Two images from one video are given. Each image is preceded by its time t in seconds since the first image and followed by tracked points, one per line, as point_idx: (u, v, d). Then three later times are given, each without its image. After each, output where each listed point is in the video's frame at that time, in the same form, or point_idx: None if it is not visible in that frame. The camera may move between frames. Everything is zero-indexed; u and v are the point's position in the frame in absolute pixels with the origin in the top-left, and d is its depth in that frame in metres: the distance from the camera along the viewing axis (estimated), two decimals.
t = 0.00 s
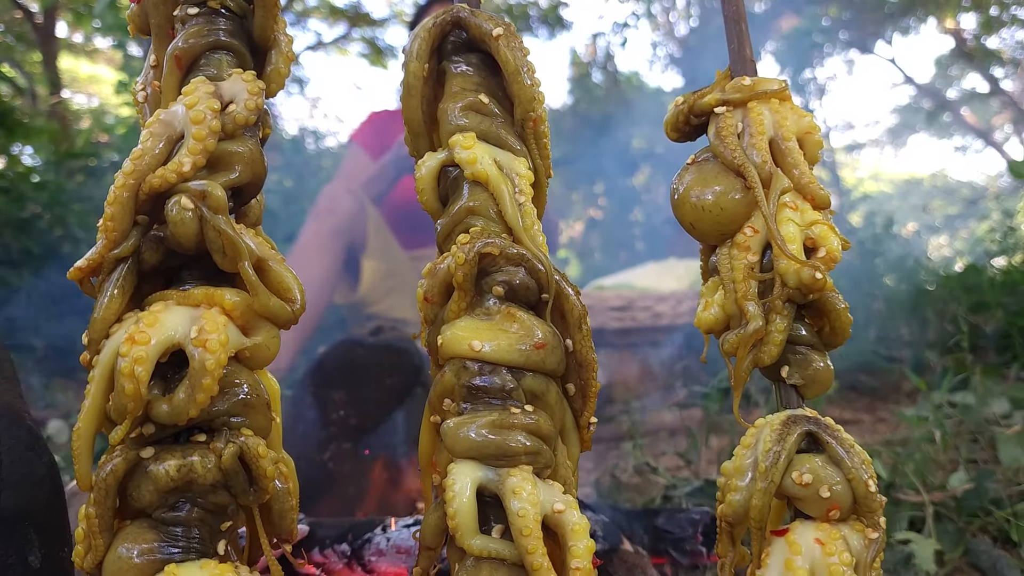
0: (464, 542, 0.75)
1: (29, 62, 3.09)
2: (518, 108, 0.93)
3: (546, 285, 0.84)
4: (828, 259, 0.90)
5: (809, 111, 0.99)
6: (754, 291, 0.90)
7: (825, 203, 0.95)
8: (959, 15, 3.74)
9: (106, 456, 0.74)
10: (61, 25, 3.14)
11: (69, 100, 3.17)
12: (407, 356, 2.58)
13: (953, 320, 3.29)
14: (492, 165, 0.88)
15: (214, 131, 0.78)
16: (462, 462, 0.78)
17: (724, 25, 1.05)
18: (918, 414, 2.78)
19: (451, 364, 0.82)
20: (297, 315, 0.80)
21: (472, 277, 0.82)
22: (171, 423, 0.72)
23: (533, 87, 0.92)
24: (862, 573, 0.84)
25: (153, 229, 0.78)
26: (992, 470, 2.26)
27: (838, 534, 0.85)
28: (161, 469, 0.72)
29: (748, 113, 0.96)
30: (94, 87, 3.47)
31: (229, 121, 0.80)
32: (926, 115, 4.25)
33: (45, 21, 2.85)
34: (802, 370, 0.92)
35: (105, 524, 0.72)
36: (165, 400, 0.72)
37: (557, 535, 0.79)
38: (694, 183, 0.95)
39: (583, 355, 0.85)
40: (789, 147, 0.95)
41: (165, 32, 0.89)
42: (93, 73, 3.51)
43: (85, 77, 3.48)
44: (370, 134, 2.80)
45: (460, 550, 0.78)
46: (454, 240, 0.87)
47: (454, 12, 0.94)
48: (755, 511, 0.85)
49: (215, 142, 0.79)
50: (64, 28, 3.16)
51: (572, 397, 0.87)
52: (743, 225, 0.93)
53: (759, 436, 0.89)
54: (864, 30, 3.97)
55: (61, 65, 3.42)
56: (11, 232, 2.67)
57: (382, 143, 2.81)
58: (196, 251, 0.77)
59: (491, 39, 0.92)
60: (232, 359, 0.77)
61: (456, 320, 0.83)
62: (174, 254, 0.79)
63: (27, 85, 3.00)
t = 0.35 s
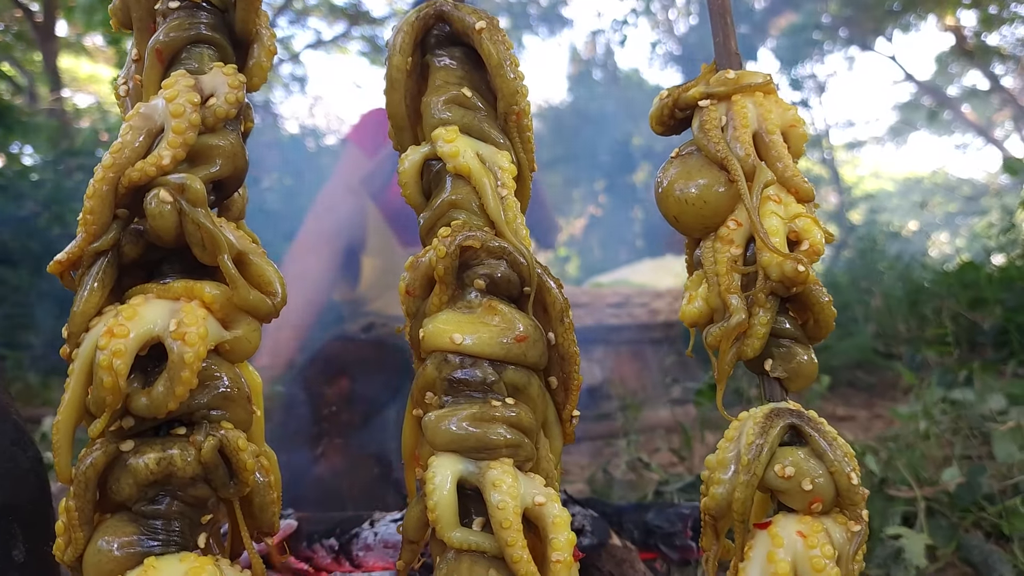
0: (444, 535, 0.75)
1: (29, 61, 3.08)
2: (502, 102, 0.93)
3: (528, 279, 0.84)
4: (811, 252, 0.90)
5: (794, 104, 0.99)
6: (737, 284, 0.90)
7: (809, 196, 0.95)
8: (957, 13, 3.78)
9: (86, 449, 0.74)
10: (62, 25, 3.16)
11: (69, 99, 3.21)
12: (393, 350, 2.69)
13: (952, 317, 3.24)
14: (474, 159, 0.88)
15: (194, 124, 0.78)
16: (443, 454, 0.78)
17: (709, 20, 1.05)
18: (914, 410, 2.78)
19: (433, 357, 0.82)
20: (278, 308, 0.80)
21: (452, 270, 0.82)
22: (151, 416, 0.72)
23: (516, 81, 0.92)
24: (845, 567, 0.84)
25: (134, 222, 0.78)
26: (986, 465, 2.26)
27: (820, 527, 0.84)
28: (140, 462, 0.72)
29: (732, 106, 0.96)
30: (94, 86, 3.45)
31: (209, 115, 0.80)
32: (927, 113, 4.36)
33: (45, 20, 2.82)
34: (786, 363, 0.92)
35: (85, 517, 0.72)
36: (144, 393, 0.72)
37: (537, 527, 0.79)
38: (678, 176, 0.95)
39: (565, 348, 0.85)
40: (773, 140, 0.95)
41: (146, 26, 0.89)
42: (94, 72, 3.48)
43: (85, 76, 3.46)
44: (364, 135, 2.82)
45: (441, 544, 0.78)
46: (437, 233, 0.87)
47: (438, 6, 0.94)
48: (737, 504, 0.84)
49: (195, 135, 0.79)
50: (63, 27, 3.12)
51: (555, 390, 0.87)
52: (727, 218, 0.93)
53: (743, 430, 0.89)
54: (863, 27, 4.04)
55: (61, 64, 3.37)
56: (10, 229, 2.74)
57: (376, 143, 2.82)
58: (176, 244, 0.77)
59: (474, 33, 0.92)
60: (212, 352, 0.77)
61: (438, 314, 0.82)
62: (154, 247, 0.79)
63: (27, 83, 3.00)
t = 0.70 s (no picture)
0: (432, 528, 0.75)
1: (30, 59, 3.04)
2: (491, 96, 0.93)
3: (517, 273, 0.84)
4: (801, 246, 0.90)
5: (785, 99, 0.99)
6: (727, 278, 0.90)
7: (799, 190, 0.95)
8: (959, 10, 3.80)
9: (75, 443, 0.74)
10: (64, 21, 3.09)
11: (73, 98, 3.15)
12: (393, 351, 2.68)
13: (951, 313, 3.24)
14: (464, 153, 0.88)
15: (182, 118, 0.78)
16: (431, 448, 0.78)
17: (701, 15, 1.05)
18: (912, 407, 2.79)
19: (421, 351, 0.82)
20: (267, 303, 0.81)
21: (441, 264, 0.82)
22: (138, 410, 0.72)
23: (506, 75, 0.92)
24: (833, 561, 0.84)
25: (122, 216, 0.78)
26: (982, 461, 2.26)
27: (809, 521, 0.84)
28: (128, 456, 0.72)
29: (722, 100, 0.96)
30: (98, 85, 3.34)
31: (198, 109, 0.80)
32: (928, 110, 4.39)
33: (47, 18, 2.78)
34: (775, 358, 0.92)
35: (73, 511, 0.73)
36: (131, 387, 0.72)
37: (525, 521, 0.79)
38: (668, 170, 0.95)
39: (554, 342, 0.86)
40: (763, 134, 0.95)
41: (136, 21, 0.89)
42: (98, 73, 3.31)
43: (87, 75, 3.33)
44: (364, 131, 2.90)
45: (429, 538, 0.79)
46: (426, 227, 0.87)
47: None
48: (727, 498, 0.84)
49: (184, 130, 0.79)
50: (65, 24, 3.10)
51: (544, 384, 0.88)
52: (716, 213, 0.93)
53: (732, 424, 0.89)
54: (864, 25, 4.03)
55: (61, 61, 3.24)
56: (11, 227, 2.74)
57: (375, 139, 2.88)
58: (164, 238, 0.77)
59: (464, 27, 0.92)
60: (201, 346, 0.77)
61: (427, 308, 0.83)
62: (143, 241, 0.79)
63: (29, 81, 3.00)
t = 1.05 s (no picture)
0: (418, 525, 0.75)
1: (34, 58, 2.99)
2: (480, 93, 0.93)
3: (504, 270, 0.85)
4: (788, 243, 0.90)
5: (774, 96, 0.99)
6: (715, 276, 0.90)
7: (787, 187, 0.95)
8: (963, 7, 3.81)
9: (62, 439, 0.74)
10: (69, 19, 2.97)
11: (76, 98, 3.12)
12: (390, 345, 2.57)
13: (951, 310, 3.25)
14: (451, 150, 0.88)
15: (169, 116, 0.78)
16: (417, 445, 0.78)
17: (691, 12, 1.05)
18: (910, 404, 2.79)
19: (409, 348, 0.83)
20: (253, 300, 0.81)
21: (428, 262, 0.82)
22: (125, 406, 0.73)
23: (494, 73, 0.92)
24: (819, 557, 0.84)
25: (109, 214, 0.78)
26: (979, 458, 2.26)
27: (795, 518, 0.84)
28: (114, 452, 0.72)
29: (711, 98, 0.96)
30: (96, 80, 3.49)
31: (185, 107, 0.80)
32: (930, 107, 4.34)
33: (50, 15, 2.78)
34: (763, 355, 0.92)
35: (60, 507, 0.73)
36: (117, 384, 0.72)
37: (511, 517, 0.79)
38: (656, 168, 0.95)
39: (541, 340, 0.86)
40: (752, 132, 0.95)
41: (125, 19, 0.89)
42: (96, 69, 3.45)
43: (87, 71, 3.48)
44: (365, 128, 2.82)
45: (416, 534, 0.79)
46: (414, 225, 0.88)
47: None
48: (713, 495, 0.85)
49: (170, 128, 0.79)
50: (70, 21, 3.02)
51: (531, 381, 0.88)
52: (704, 210, 0.93)
53: (719, 421, 0.89)
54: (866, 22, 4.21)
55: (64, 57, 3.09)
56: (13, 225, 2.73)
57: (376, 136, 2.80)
58: (151, 235, 0.77)
59: (453, 25, 0.92)
60: (187, 343, 0.77)
61: (414, 305, 0.83)
62: (130, 239, 0.79)
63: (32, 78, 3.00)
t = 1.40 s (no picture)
0: (401, 523, 0.75)
1: (37, 55, 2.86)
2: (467, 92, 0.93)
3: (489, 268, 0.85)
4: (774, 242, 0.90)
5: (762, 94, 0.99)
6: (701, 274, 0.90)
7: (775, 185, 0.95)
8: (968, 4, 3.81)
9: (47, 437, 0.75)
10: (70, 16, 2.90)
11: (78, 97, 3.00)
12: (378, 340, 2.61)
13: (952, 308, 3.25)
14: (437, 149, 0.88)
15: (154, 115, 0.78)
16: (401, 443, 0.79)
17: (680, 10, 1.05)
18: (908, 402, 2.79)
19: (394, 346, 0.83)
20: (238, 299, 0.81)
21: (413, 260, 0.82)
22: (108, 405, 0.73)
23: (481, 71, 0.92)
24: (804, 556, 0.84)
25: (94, 213, 0.78)
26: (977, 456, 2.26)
27: (780, 516, 0.84)
28: (98, 451, 0.72)
29: (699, 96, 0.96)
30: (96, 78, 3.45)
31: (170, 106, 0.80)
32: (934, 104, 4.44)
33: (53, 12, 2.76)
34: (750, 353, 0.92)
35: (45, 505, 0.73)
36: (101, 382, 0.72)
37: (495, 515, 0.79)
38: (644, 166, 0.95)
39: (526, 338, 0.86)
40: (739, 130, 0.95)
41: (111, 17, 0.89)
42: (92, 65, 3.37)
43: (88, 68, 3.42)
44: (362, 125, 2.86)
45: (399, 533, 0.79)
46: (400, 223, 0.88)
47: None
48: (699, 493, 0.84)
49: (155, 127, 0.78)
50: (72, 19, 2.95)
51: (517, 379, 0.88)
52: (691, 208, 0.93)
53: (706, 419, 0.88)
54: (870, 19, 4.26)
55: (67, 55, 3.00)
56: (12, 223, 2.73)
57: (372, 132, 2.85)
58: (135, 234, 0.77)
59: (439, 23, 0.92)
60: (172, 342, 0.77)
61: (399, 304, 0.83)
62: (115, 238, 0.79)
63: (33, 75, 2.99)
